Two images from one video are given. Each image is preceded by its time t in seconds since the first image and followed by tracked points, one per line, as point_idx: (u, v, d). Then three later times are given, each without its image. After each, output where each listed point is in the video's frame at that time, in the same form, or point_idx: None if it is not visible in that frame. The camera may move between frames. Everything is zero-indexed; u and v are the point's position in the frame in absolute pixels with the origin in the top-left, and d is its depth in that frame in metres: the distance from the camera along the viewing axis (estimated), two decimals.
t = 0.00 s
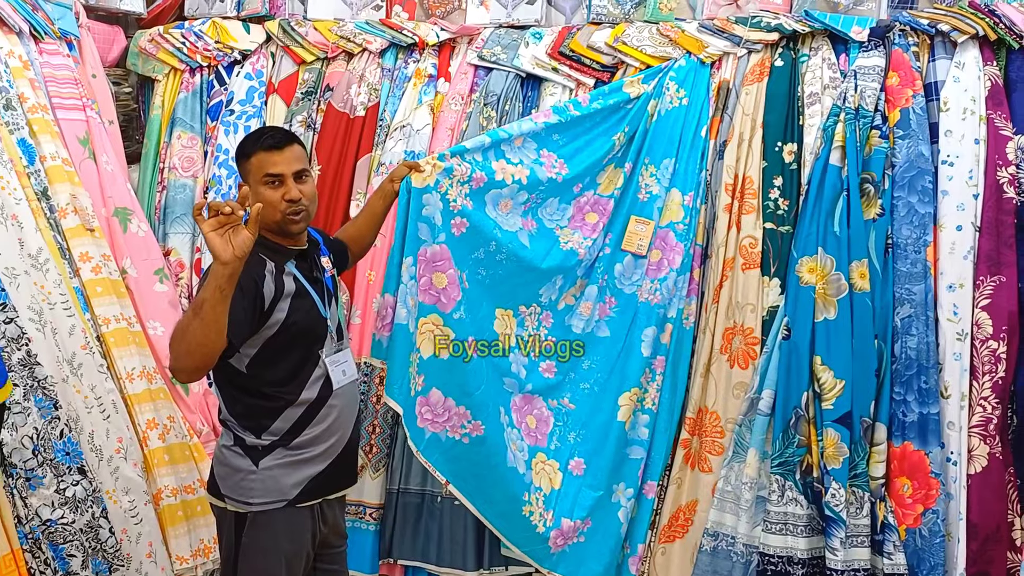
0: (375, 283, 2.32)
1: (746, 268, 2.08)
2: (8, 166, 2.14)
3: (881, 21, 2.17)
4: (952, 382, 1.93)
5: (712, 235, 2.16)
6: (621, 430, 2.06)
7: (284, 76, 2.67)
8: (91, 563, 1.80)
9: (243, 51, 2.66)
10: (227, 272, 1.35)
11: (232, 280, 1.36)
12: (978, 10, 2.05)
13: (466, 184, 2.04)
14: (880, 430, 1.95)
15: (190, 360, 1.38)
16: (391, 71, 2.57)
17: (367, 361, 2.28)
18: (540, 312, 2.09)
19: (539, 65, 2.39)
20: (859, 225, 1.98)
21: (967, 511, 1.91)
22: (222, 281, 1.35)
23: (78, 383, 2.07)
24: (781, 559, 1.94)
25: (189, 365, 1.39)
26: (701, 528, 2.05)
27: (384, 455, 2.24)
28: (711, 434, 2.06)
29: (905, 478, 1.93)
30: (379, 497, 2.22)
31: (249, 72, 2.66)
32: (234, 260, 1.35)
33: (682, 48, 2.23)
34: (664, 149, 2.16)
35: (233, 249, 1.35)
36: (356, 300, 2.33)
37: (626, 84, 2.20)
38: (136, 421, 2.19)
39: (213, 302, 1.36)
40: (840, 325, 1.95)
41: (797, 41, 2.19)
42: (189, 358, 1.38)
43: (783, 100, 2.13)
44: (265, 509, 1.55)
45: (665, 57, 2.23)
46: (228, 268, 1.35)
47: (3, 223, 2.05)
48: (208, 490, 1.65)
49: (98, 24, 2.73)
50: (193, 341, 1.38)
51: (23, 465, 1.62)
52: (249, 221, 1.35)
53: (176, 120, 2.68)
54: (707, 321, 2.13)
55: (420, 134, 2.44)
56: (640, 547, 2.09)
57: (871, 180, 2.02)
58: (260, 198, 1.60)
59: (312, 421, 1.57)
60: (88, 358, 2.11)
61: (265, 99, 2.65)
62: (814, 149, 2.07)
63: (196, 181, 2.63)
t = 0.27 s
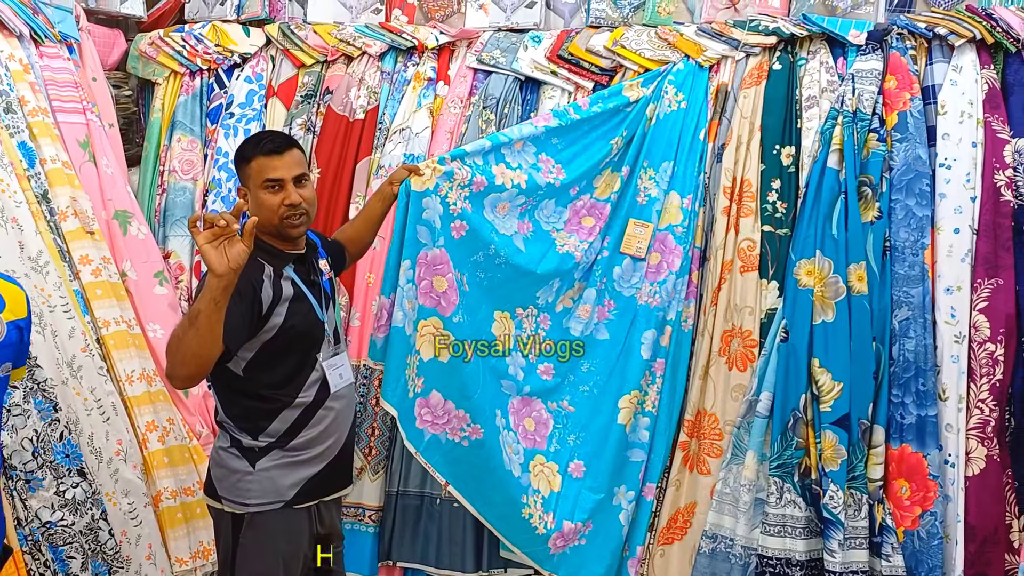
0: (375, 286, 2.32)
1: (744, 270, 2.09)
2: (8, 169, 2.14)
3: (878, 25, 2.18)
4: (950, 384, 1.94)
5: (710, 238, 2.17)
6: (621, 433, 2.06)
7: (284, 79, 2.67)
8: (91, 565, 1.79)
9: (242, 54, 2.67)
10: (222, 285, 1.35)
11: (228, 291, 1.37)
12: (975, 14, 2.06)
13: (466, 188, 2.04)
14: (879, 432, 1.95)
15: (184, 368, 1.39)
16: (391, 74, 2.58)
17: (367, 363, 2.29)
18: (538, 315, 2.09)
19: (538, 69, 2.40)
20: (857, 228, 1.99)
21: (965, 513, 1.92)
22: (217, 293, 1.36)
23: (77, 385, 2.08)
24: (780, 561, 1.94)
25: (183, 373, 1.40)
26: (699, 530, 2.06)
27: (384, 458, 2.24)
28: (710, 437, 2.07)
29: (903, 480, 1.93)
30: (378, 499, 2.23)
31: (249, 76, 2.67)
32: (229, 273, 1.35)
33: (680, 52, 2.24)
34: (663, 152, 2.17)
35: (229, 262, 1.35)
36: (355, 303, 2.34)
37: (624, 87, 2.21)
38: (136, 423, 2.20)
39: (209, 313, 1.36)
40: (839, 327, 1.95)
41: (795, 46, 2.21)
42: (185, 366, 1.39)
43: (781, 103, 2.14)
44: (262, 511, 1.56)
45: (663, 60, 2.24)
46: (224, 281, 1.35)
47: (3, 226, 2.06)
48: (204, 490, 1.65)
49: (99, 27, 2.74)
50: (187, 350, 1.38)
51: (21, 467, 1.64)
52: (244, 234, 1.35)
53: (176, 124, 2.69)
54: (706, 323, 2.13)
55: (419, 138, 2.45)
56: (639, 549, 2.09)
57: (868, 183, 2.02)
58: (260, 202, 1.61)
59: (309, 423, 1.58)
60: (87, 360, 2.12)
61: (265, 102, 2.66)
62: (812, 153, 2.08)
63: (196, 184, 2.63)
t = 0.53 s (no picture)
0: (374, 285, 2.33)
1: (743, 270, 2.09)
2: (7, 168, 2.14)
3: (877, 24, 2.18)
4: (949, 384, 1.94)
5: (709, 237, 2.17)
6: (620, 431, 2.07)
7: (283, 78, 2.67)
8: (91, 563, 1.86)
9: (242, 54, 2.67)
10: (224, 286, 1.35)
11: (228, 292, 1.37)
12: (974, 13, 2.06)
13: (466, 188, 2.04)
14: (878, 431, 1.95)
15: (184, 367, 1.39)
16: (391, 74, 2.58)
17: (366, 362, 2.29)
18: (537, 315, 2.09)
19: (537, 68, 2.41)
20: (857, 227, 1.99)
21: (964, 513, 1.92)
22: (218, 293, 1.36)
23: (77, 384, 2.08)
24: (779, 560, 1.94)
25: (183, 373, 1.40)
26: (698, 529, 2.07)
27: (383, 457, 2.24)
28: (709, 436, 2.08)
29: (902, 479, 1.94)
30: (377, 498, 2.23)
31: (248, 75, 2.67)
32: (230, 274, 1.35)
33: (679, 51, 2.24)
34: (662, 151, 2.17)
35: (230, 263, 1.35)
36: (354, 302, 2.34)
37: (624, 86, 2.21)
38: (135, 422, 2.20)
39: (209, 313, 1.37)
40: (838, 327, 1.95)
41: (794, 45, 2.21)
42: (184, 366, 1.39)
43: (780, 103, 2.15)
44: (261, 509, 1.56)
45: (662, 60, 2.24)
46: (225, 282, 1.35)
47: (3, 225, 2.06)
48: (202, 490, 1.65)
49: (98, 26, 2.74)
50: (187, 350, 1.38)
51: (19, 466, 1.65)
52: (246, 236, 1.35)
53: (175, 123, 2.69)
54: (705, 323, 2.13)
55: (419, 137, 2.45)
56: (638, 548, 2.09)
57: (868, 183, 2.03)
58: (259, 201, 1.61)
59: (307, 422, 1.58)
60: (87, 359, 2.12)
61: (265, 101, 2.66)
62: (811, 152, 2.08)
63: (195, 184, 2.64)
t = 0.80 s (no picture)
0: (373, 289, 2.33)
1: (743, 273, 2.10)
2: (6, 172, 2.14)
3: (877, 27, 2.17)
4: (949, 388, 1.94)
5: (708, 241, 2.17)
6: (618, 435, 2.06)
7: (283, 82, 2.67)
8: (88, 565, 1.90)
9: (242, 57, 2.67)
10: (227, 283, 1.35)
11: (230, 291, 1.37)
12: (973, 17, 2.06)
13: (465, 192, 2.05)
14: (877, 435, 1.95)
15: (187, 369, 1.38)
16: (390, 77, 2.58)
17: (366, 365, 2.30)
18: (537, 318, 2.09)
19: (537, 72, 2.41)
20: (856, 231, 1.99)
21: (963, 517, 1.92)
22: (221, 292, 1.36)
23: (76, 388, 2.08)
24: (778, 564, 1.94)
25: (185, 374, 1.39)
26: (697, 533, 2.07)
27: (382, 461, 2.24)
28: (708, 440, 2.08)
29: (901, 483, 1.93)
30: (376, 502, 2.23)
31: (248, 79, 2.66)
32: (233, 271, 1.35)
33: (679, 55, 2.25)
34: (661, 154, 2.17)
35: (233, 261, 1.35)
36: (353, 306, 2.33)
37: (624, 89, 2.21)
38: (134, 426, 2.20)
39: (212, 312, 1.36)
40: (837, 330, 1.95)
41: (794, 49, 2.21)
42: (187, 367, 1.38)
43: (779, 107, 2.15)
44: (260, 513, 1.55)
45: (661, 63, 2.24)
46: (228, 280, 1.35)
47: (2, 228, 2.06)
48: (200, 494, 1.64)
49: (98, 30, 2.75)
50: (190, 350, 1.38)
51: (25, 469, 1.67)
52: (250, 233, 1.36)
53: (175, 126, 2.69)
54: (704, 326, 2.14)
55: (418, 140, 2.45)
56: (637, 552, 2.09)
57: (867, 186, 2.03)
58: (259, 204, 1.61)
59: (306, 425, 1.58)
60: (86, 363, 2.12)
61: (264, 105, 2.66)
62: (811, 156, 2.08)
63: (195, 187, 2.64)
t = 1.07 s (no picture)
0: (373, 290, 2.34)
1: (743, 274, 2.10)
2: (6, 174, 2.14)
3: (876, 28, 2.18)
4: (949, 388, 1.94)
5: (708, 242, 2.17)
6: (621, 437, 2.06)
7: (283, 84, 2.68)
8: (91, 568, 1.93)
9: (241, 59, 2.67)
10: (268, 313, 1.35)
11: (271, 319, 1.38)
12: (972, 18, 2.06)
13: (468, 199, 2.05)
14: (877, 435, 1.95)
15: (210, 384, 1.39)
16: (390, 79, 2.58)
17: (366, 367, 2.30)
18: (539, 322, 2.09)
19: (536, 73, 2.41)
20: (856, 231, 1.99)
21: (964, 517, 1.92)
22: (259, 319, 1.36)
23: (76, 390, 2.08)
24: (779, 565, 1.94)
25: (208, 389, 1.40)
26: (698, 533, 2.08)
27: (383, 462, 2.25)
28: (709, 440, 2.08)
29: (902, 483, 1.93)
30: (377, 504, 2.24)
31: (248, 81, 2.67)
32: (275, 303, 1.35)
33: (678, 56, 2.25)
34: (661, 156, 2.17)
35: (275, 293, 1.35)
36: (354, 307, 2.34)
37: (624, 92, 2.22)
38: (135, 428, 2.20)
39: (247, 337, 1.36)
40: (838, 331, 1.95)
41: (793, 49, 2.21)
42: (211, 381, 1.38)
43: (779, 108, 2.15)
44: (263, 515, 1.55)
45: (661, 64, 2.25)
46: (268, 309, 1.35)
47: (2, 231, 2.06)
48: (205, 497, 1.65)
49: (98, 33, 2.75)
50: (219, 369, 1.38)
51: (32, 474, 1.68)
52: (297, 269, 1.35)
53: (175, 129, 2.69)
54: (704, 327, 2.14)
55: (418, 142, 2.45)
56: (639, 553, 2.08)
57: (866, 187, 2.03)
58: (278, 201, 1.61)
59: (308, 426, 1.58)
60: (87, 365, 2.12)
61: (264, 107, 2.67)
62: (810, 156, 2.09)
63: (195, 189, 2.64)
